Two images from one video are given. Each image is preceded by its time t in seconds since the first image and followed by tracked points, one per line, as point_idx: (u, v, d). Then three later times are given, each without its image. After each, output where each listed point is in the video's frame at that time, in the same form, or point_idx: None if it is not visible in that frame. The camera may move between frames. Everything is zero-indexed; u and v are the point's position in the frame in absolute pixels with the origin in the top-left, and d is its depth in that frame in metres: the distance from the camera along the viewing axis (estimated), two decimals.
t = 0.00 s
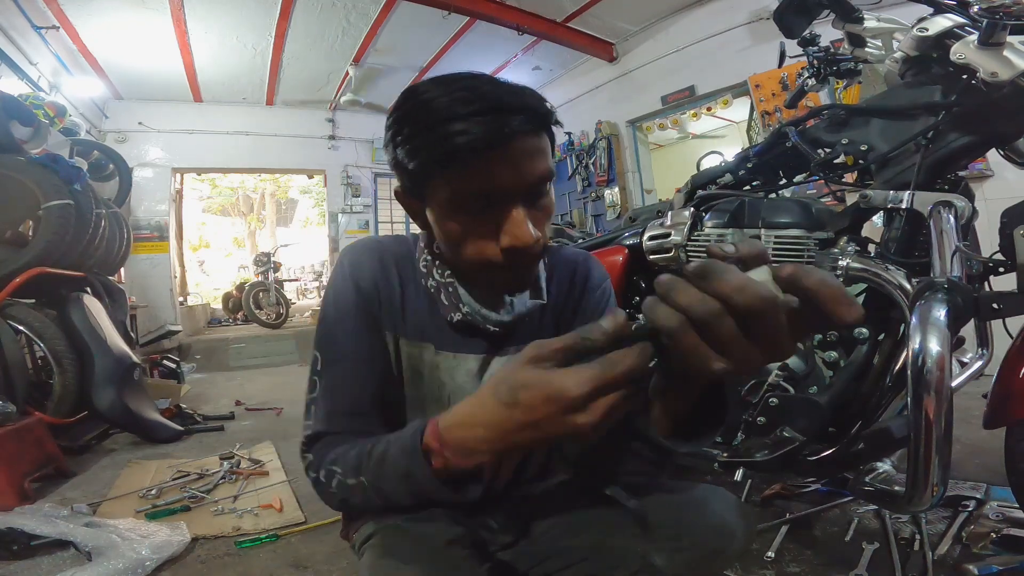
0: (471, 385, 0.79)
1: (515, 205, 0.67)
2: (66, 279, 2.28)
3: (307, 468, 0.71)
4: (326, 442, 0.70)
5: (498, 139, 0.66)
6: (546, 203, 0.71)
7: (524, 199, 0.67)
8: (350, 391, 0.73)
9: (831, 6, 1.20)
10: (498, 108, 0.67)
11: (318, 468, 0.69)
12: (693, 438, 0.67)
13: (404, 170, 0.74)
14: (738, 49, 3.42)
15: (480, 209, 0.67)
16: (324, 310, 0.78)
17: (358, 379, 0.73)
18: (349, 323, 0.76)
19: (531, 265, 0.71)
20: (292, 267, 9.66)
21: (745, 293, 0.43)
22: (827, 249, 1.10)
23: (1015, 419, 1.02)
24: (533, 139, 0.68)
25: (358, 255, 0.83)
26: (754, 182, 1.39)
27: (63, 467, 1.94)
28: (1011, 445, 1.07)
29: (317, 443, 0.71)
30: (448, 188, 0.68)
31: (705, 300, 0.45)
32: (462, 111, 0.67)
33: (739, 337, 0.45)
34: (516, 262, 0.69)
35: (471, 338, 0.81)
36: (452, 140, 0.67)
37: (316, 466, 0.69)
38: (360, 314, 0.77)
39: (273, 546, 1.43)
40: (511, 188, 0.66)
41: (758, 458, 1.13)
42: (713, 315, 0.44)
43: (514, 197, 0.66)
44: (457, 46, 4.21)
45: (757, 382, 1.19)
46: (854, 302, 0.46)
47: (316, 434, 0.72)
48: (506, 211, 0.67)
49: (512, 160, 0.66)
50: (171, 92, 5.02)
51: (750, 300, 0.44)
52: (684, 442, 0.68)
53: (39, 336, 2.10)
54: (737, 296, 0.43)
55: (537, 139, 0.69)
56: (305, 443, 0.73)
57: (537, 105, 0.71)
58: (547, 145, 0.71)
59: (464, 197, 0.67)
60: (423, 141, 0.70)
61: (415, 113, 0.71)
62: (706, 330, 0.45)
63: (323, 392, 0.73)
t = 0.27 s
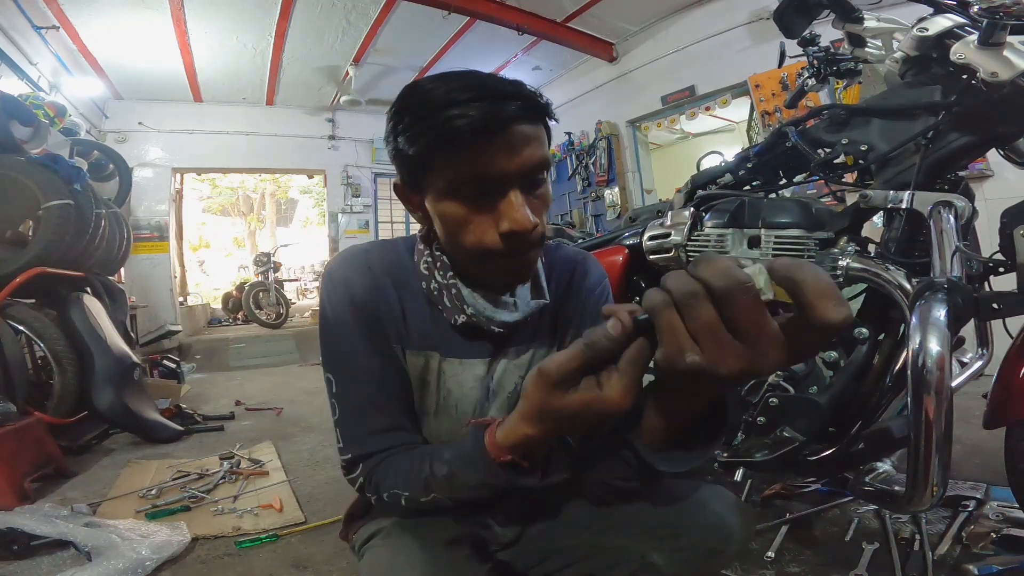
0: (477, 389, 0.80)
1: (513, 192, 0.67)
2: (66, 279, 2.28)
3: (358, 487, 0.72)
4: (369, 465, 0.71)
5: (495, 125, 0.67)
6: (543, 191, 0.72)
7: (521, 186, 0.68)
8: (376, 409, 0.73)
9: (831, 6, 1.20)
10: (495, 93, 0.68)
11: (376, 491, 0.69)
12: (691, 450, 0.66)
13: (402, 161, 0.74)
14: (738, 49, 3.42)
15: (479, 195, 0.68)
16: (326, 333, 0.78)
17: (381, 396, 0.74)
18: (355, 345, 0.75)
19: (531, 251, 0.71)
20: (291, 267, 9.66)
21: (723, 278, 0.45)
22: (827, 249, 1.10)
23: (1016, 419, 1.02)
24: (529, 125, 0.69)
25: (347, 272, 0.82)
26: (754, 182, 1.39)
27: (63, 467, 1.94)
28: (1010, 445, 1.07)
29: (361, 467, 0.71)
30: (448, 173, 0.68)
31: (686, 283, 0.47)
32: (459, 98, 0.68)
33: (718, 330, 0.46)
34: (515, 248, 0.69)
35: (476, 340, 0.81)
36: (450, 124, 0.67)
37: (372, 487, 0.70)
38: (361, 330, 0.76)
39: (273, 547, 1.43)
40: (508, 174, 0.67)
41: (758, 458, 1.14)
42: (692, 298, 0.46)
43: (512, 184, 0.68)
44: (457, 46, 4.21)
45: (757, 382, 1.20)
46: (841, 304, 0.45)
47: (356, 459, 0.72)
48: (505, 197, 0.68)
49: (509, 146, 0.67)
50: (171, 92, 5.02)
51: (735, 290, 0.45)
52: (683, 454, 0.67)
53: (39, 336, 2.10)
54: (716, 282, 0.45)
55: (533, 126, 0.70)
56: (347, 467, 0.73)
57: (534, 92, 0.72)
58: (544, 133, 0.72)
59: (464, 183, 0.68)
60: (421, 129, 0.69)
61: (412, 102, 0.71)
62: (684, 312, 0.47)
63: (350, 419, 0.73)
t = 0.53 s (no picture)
0: (476, 386, 0.80)
1: (525, 196, 0.68)
2: (66, 279, 2.28)
3: (320, 473, 0.70)
4: (338, 447, 0.70)
5: (506, 127, 0.66)
6: (553, 194, 0.72)
7: (532, 189, 0.69)
8: (357, 393, 0.72)
9: (831, 6, 1.20)
10: (506, 95, 0.68)
11: (334, 473, 0.68)
12: (688, 444, 0.68)
13: (410, 162, 0.74)
14: (737, 49, 3.42)
15: (490, 198, 0.68)
16: (325, 314, 0.78)
17: (365, 381, 0.73)
18: (353, 325, 0.75)
19: (541, 255, 0.71)
20: (292, 267, 9.66)
21: (736, 293, 0.44)
22: (826, 249, 1.10)
23: (1015, 419, 1.02)
24: (540, 128, 0.69)
25: (354, 257, 0.82)
26: (754, 182, 1.39)
27: (63, 467, 1.94)
28: (1010, 445, 1.07)
29: (329, 448, 0.70)
30: (458, 176, 0.68)
31: (694, 298, 0.46)
32: (470, 101, 0.68)
33: (732, 337, 0.47)
34: (526, 251, 0.69)
35: (475, 336, 0.81)
36: (461, 127, 0.67)
37: (333, 471, 0.68)
38: (361, 316, 0.76)
39: (273, 546, 1.43)
40: (519, 177, 0.67)
41: (758, 458, 1.13)
42: (706, 313, 0.46)
43: (523, 187, 0.68)
44: (457, 46, 4.21)
45: (757, 382, 1.19)
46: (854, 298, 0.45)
47: (325, 441, 0.71)
48: (516, 200, 0.68)
49: (520, 149, 0.67)
50: (171, 92, 5.02)
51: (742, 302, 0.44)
52: (683, 446, 0.68)
53: (39, 336, 2.10)
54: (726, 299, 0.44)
55: (545, 129, 0.70)
56: (314, 447, 0.73)
57: (544, 94, 0.71)
58: (555, 136, 0.72)
59: (474, 187, 0.68)
60: (431, 131, 0.69)
61: (423, 104, 0.71)
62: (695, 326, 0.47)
63: (329, 400, 0.72)
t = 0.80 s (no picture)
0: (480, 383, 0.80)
1: (536, 202, 0.68)
2: (66, 279, 2.28)
3: (264, 426, 0.69)
4: (303, 404, 0.69)
5: (517, 134, 0.66)
6: (564, 201, 0.72)
7: (543, 196, 0.69)
8: (342, 364, 0.71)
9: (831, 6, 1.20)
10: (516, 102, 0.68)
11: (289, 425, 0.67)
12: (696, 432, 0.71)
13: (421, 169, 0.74)
14: (738, 49, 3.42)
15: (502, 204, 0.68)
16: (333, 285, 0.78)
17: (354, 357, 0.72)
18: (360, 302, 0.75)
19: (552, 262, 0.71)
20: (292, 267, 9.66)
21: (763, 295, 0.45)
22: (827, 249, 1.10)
23: (1016, 419, 1.02)
24: (551, 135, 0.69)
25: (380, 242, 0.83)
26: (754, 182, 1.39)
27: (63, 467, 1.94)
28: (1010, 445, 1.07)
29: (293, 402, 0.70)
30: (469, 183, 0.68)
31: (722, 300, 0.46)
32: (480, 107, 0.67)
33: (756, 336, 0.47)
34: (536, 259, 0.69)
35: (479, 332, 0.81)
36: (472, 134, 0.67)
37: (280, 426, 0.67)
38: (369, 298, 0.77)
39: (273, 547, 1.43)
40: (530, 184, 0.67)
41: (758, 458, 1.13)
42: (734, 316, 0.46)
43: (533, 194, 0.68)
44: (457, 46, 4.21)
45: (757, 382, 1.18)
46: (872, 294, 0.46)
47: (290, 394, 0.70)
48: (527, 207, 0.68)
49: (532, 156, 0.67)
50: (171, 92, 5.02)
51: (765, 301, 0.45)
52: (690, 434, 0.71)
53: (39, 336, 2.10)
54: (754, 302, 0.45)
55: (555, 135, 0.70)
56: (271, 403, 0.71)
57: (555, 100, 0.71)
58: (565, 142, 0.72)
59: (486, 194, 0.68)
60: (442, 137, 0.69)
61: (434, 110, 0.71)
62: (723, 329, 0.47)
63: (313, 360, 0.71)
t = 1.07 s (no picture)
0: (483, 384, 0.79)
1: (537, 203, 0.68)
2: (66, 279, 2.28)
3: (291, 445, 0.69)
4: (318, 423, 0.69)
5: (521, 135, 0.66)
6: (567, 203, 0.72)
7: (545, 196, 0.69)
8: (353, 377, 0.71)
9: (831, 6, 1.20)
10: (521, 103, 0.68)
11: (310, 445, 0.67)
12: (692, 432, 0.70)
13: (427, 167, 0.74)
14: (737, 49, 3.42)
15: (505, 205, 0.68)
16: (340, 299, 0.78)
17: (365, 364, 0.73)
18: (366, 313, 0.75)
19: (553, 262, 0.71)
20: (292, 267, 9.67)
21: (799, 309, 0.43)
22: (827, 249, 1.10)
23: (1016, 419, 1.02)
24: (554, 136, 0.69)
25: (378, 249, 0.83)
26: (753, 182, 1.39)
27: (63, 467, 1.94)
28: (1010, 445, 1.07)
29: (309, 422, 0.69)
30: (472, 183, 0.68)
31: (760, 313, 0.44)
32: (486, 108, 0.68)
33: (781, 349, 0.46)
34: (537, 258, 0.69)
35: (487, 335, 0.81)
36: (477, 135, 0.67)
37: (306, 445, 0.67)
38: (375, 305, 0.76)
39: (273, 547, 1.43)
40: (532, 184, 0.67)
41: (758, 458, 1.13)
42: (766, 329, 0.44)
43: (536, 194, 0.68)
44: (457, 46, 4.21)
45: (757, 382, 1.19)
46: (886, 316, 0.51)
47: (310, 414, 0.70)
48: (529, 208, 0.68)
49: (534, 157, 0.67)
50: (171, 92, 5.02)
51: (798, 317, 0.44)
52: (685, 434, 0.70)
53: (38, 336, 2.10)
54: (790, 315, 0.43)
55: (559, 137, 0.70)
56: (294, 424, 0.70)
57: (559, 103, 0.71)
58: (569, 144, 0.71)
59: (489, 193, 0.68)
60: (447, 136, 0.70)
61: (440, 110, 0.71)
62: (751, 344, 0.44)
63: (326, 374, 0.71)
